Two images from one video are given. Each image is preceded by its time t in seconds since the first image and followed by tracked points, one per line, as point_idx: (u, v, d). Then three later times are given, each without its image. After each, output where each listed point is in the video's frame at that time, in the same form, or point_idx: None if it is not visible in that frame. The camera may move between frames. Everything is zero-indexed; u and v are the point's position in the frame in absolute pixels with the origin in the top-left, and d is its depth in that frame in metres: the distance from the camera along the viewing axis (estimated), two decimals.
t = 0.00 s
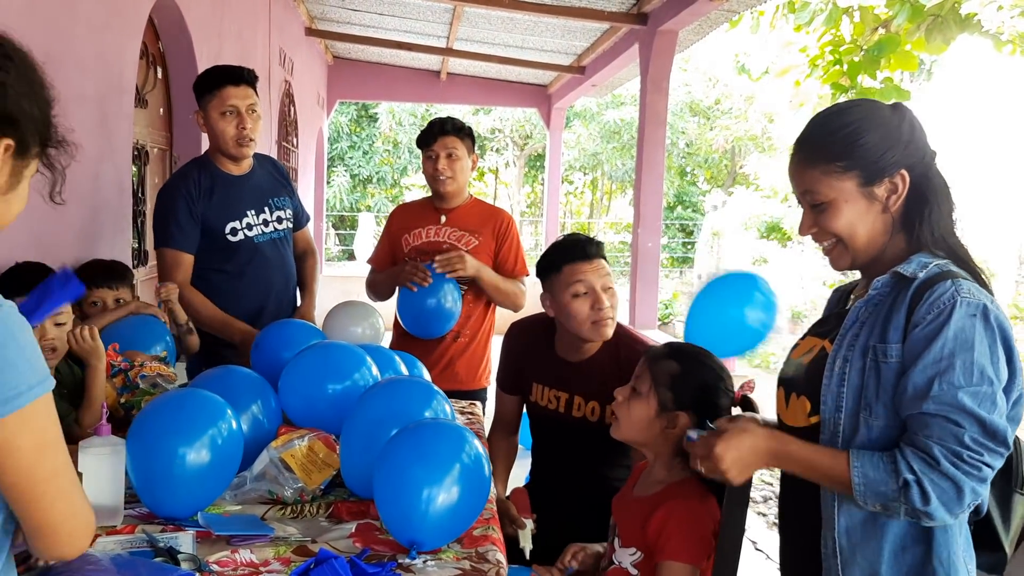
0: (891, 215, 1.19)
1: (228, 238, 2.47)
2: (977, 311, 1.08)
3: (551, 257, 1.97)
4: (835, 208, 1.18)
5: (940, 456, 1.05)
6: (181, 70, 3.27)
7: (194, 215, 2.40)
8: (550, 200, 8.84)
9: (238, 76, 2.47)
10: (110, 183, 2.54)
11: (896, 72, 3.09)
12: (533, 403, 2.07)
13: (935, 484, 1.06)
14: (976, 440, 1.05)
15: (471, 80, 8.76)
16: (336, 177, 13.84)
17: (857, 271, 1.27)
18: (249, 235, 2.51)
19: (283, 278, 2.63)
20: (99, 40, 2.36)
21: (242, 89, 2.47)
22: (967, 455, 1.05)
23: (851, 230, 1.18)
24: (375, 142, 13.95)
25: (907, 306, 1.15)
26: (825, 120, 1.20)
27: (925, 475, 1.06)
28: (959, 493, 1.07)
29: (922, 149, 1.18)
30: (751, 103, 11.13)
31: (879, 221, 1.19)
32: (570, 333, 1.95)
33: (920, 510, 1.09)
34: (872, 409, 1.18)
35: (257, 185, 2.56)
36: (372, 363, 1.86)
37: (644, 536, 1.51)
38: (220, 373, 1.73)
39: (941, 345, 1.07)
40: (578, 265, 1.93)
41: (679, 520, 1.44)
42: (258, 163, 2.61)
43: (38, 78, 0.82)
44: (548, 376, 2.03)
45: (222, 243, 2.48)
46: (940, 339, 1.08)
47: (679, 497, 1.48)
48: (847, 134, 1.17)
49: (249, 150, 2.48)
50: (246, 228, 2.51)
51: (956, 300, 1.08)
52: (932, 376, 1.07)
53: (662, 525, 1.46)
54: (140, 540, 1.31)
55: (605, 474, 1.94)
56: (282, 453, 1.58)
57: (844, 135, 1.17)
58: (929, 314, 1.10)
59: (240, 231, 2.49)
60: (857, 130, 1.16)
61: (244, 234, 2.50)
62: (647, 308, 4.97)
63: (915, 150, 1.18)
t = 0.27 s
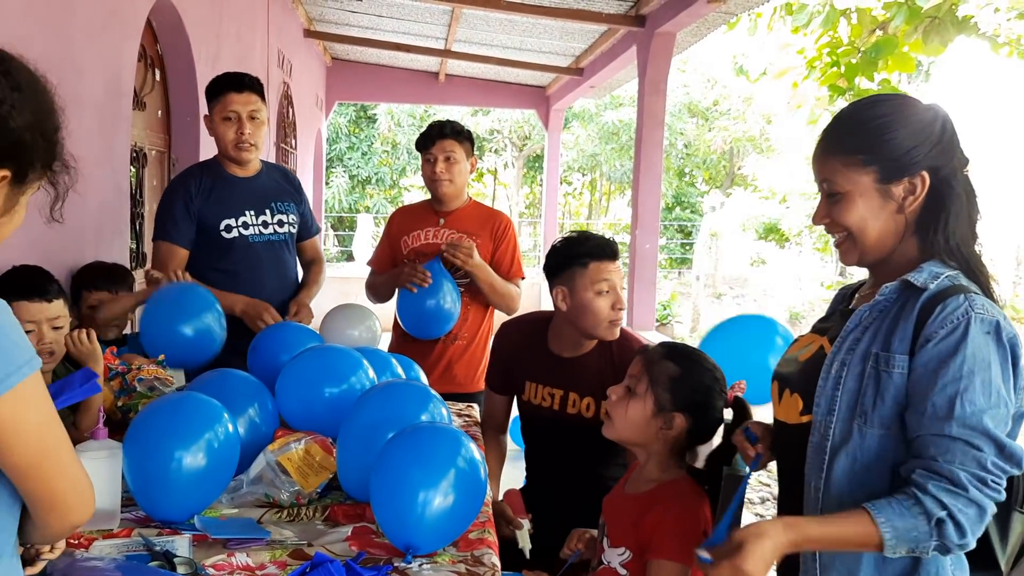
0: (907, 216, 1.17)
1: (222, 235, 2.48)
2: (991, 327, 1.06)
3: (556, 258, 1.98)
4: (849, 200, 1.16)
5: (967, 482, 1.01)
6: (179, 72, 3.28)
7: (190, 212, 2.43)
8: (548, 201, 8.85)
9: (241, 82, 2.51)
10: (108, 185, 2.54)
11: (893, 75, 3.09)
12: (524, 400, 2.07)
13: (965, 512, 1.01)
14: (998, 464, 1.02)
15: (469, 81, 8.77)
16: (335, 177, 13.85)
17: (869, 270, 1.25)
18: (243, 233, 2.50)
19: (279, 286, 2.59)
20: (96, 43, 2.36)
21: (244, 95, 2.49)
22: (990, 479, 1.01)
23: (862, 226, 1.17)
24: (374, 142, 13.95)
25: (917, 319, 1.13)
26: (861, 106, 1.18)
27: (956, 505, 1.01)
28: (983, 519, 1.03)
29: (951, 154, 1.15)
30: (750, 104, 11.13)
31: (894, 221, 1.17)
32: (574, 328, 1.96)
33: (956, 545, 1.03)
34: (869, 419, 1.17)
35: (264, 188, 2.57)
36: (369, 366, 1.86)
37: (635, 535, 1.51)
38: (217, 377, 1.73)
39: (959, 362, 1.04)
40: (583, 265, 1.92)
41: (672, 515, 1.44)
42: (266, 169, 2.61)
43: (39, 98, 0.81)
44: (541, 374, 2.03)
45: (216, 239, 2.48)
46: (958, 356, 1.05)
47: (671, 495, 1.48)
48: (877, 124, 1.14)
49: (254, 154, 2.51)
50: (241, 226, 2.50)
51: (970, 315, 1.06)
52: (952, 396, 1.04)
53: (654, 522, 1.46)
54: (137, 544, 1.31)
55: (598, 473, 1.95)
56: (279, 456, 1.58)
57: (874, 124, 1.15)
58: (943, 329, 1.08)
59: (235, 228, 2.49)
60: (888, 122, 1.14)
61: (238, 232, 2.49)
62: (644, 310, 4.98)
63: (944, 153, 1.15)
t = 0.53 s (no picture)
0: (906, 217, 1.16)
1: (224, 230, 2.50)
2: (986, 340, 1.05)
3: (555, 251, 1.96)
4: (850, 195, 1.17)
5: (944, 498, 1.02)
6: (177, 72, 3.27)
7: (196, 207, 2.49)
8: (547, 201, 8.85)
9: (261, 85, 2.52)
10: (106, 186, 2.54)
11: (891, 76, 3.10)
12: (524, 398, 2.07)
13: (937, 524, 1.03)
14: (982, 481, 1.02)
15: (468, 81, 8.77)
16: (334, 178, 13.84)
17: (874, 268, 1.25)
18: (247, 232, 2.52)
19: (276, 285, 2.56)
20: (94, 43, 2.36)
21: (265, 96, 2.50)
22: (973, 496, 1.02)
23: (861, 222, 1.17)
24: (373, 143, 13.95)
25: (913, 329, 1.13)
26: (881, 100, 1.18)
27: (927, 516, 1.03)
28: (960, 532, 1.04)
29: (965, 154, 1.13)
30: (748, 104, 11.14)
31: (894, 221, 1.16)
32: (569, 324, 1.95)
33: (926, 553, 1.06)
34: (864, 428, 1.17)
35: (283, 191, 2.57)
36: (368, 366, 1.86)
37: (622, 538, 1.52)
38: (216, 377, 1.73)
39: (949, 376, 1.04)
40: (579, 260, 1.92)
41: (656, 520, 1.45)
42: (290, 172, 2.62)
43: (9, 91, 0.80)
44: (540, 370, 2.03)
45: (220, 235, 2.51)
46: (949, 369, 1.05)
47: (657, 496, 1.48)
48: (890, 119, 1.15)
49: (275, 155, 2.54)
50: (245, 225, 2.51)
51: (966, 327, 1.06)
52: (939, 409, 1.04)
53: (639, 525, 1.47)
54: (135, 545, 1.31)
55: (596, 471, 1.95)
56: (277, 457, 1.58)
57: (887, 119, 1.15)
58: (937, 340, 1.08)
59: (239, 226, 2.51)
60: (901, 117, 1.14)
61: (241, 230, 2.51)
62: (643, 310, 4.98)
63: (957, 154, 1.13)
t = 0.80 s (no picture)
0: (898, 214, 1.16)
1: (224, 227, 2.53)
2: (982, 341, 1.04)
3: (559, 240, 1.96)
4: (846, 187, 1.19)
5: (935, 505, 1.01)
6: (177, 72, 3.27)
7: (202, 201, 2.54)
8: (547, 201, 8.84)
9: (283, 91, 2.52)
10: (105, 186, 2.53)
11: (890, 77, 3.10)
12: (530, 395, 2.07)
13: (928, 533, 1.03)
14: (975, 487, 1.01)
15: (468, 82, 8.77)
16: (333, 178, 13.82)
17: (874, 264, 1.25)
18: (243, 231, 2.53)
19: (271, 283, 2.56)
20: (93, 43, 2.36)
21: (288, 102, 2.50)
22: (966, 503, 1.01)
23: (854, 216, 1.18)
24: (372, 143, 13.94)
25: (908, 330, 1.12)
26: (897, 92, 1.17)
27: (911, 526, 1.03)
28: (955, 540, 1.03)
29: (967, 155, 1.12)
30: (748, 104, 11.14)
31: (886, 219, 1.16)
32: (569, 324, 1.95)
33: (914, 563, 1.05)
34: (861, 431, 1.17)
35: (289, 196, 2.57)
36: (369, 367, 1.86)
37: (608, 539, 1.50)
38: (215, 377, 1.73)
39: (943, 377, 1.04)
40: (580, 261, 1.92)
41: (646, 519, 1.42)
42: (305, 178, 2.62)
43: None
44: (545, 370, 2.03)
45: (221, 231, 2.55)
46: (942, 371, 1.04)
47: (643, 494, 1.47)
48: (902, 113, 1.14)
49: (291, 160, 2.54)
50: (244, 224, 2.53)
51: (959, 328, 1.05)
52: (933, 411, 1.03)
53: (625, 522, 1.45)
54: (134, 547, 1.31)
55: (594, 472, 1.94)
56: (277, 458, 1.58)
57: (899, 112, 1.14)
58: (931, 340, 1.07)
59: (237, 223, 2.53)
60: (914, 111, 1.14)
61: (239, 228, 2.53)
62: (643, 310, 4.97)
63: (959, 153, 1.12)
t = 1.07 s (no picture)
0: (897, 214, 1.16)
1: (226, 223, 2.53)
2: (973, 333, 1.05)
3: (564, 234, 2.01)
4: (849, 182, 1.20)
5: (920, 493, 1.01)
6: (178, 72, 3.27)
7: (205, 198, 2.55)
8: (547, 201, 8.84)
9: (282, 90, 2.54)
10: (106, 185, 2.53)
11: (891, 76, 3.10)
12: (536, 394, 2.08)
13: (916, 523, 1.01)
14: (961, 479, 1.00)
15: (467, 82, 8.77)
16: (333, 178, 13.81)
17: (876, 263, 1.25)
18: (243, 227, 2.53)
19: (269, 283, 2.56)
20: (95, 43, 2.36)
21: (282, 99, 2.52)
22: (950, 493, 1.00)
23: (854, 211, 1.19)
24: (372, 143, 13.93)
25: (902, 323, 1.13)
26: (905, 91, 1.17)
27: (904, 515, 1.02)
28: (942, 532, 1.02)
29: (971, 158, 1.12)
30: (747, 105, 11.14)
31: (885, 218, 1.17)
32: (572, 323, 1.95)
33: (909, 555, 1.03)
34: (859, 426, 1.17)
35: (287, 192, 2.57)
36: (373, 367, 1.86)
37: (599, 532, 1.50)
38: (219, 376, 1.73)
39: (934, 368, 1.04)
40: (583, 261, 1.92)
41: (632, 511, 1.43)
42: (306, 177, 2.62)
43: (4, 72, 0.80)
44: (551, 368, 2.04)
45: (222, 226, 2.55)
46: (931, 361, 1.05)
47: (629, 488, 1.47)
48: (909, 112, 1.14)
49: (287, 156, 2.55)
50: (244, 219, 2.53)
51: (951, 320, 1.06)
52: (921, 400, 1.04)
53: (615, 512, 1.45)
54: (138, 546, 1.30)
55: (594, 474, 1.94)
56: (280, 458, 1.57)
57: (905, 111, 1.14)
58: (921, 332, 1.08)
59: (238, 219, 2.53)
60: (921, 111, 1.13)
61: (239, 224, 2.53)
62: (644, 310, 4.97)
63: (963, 156, 1.12)
